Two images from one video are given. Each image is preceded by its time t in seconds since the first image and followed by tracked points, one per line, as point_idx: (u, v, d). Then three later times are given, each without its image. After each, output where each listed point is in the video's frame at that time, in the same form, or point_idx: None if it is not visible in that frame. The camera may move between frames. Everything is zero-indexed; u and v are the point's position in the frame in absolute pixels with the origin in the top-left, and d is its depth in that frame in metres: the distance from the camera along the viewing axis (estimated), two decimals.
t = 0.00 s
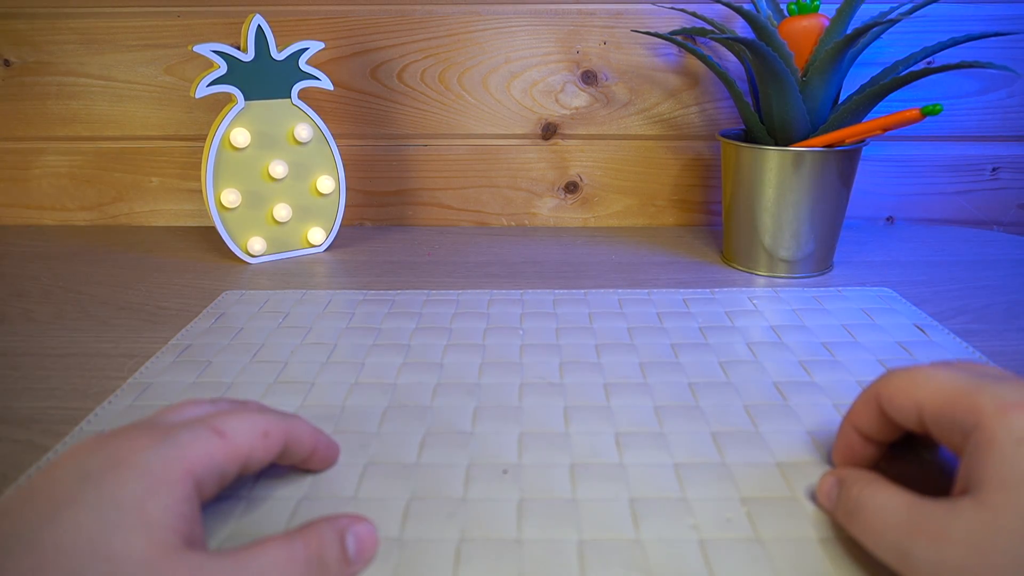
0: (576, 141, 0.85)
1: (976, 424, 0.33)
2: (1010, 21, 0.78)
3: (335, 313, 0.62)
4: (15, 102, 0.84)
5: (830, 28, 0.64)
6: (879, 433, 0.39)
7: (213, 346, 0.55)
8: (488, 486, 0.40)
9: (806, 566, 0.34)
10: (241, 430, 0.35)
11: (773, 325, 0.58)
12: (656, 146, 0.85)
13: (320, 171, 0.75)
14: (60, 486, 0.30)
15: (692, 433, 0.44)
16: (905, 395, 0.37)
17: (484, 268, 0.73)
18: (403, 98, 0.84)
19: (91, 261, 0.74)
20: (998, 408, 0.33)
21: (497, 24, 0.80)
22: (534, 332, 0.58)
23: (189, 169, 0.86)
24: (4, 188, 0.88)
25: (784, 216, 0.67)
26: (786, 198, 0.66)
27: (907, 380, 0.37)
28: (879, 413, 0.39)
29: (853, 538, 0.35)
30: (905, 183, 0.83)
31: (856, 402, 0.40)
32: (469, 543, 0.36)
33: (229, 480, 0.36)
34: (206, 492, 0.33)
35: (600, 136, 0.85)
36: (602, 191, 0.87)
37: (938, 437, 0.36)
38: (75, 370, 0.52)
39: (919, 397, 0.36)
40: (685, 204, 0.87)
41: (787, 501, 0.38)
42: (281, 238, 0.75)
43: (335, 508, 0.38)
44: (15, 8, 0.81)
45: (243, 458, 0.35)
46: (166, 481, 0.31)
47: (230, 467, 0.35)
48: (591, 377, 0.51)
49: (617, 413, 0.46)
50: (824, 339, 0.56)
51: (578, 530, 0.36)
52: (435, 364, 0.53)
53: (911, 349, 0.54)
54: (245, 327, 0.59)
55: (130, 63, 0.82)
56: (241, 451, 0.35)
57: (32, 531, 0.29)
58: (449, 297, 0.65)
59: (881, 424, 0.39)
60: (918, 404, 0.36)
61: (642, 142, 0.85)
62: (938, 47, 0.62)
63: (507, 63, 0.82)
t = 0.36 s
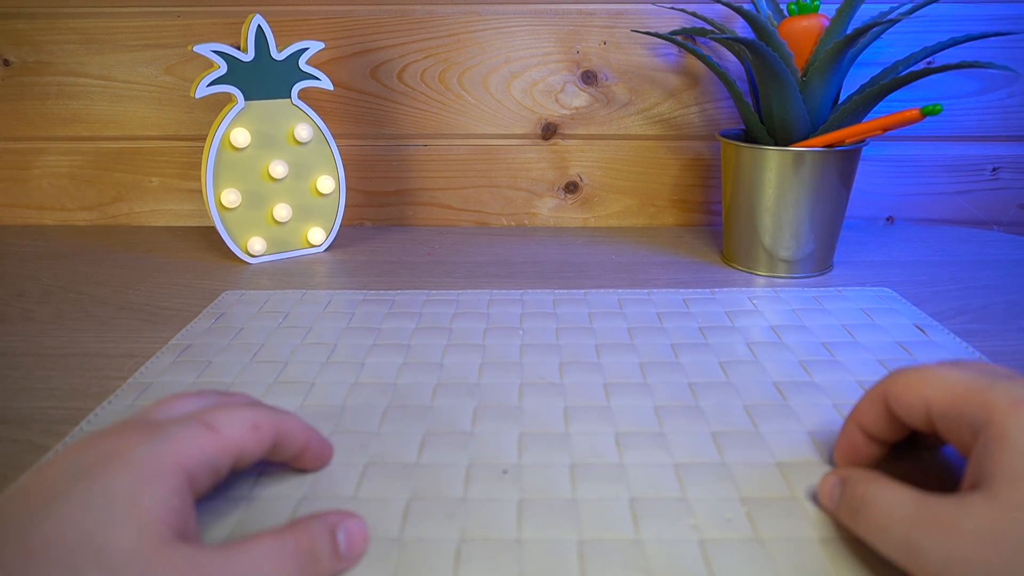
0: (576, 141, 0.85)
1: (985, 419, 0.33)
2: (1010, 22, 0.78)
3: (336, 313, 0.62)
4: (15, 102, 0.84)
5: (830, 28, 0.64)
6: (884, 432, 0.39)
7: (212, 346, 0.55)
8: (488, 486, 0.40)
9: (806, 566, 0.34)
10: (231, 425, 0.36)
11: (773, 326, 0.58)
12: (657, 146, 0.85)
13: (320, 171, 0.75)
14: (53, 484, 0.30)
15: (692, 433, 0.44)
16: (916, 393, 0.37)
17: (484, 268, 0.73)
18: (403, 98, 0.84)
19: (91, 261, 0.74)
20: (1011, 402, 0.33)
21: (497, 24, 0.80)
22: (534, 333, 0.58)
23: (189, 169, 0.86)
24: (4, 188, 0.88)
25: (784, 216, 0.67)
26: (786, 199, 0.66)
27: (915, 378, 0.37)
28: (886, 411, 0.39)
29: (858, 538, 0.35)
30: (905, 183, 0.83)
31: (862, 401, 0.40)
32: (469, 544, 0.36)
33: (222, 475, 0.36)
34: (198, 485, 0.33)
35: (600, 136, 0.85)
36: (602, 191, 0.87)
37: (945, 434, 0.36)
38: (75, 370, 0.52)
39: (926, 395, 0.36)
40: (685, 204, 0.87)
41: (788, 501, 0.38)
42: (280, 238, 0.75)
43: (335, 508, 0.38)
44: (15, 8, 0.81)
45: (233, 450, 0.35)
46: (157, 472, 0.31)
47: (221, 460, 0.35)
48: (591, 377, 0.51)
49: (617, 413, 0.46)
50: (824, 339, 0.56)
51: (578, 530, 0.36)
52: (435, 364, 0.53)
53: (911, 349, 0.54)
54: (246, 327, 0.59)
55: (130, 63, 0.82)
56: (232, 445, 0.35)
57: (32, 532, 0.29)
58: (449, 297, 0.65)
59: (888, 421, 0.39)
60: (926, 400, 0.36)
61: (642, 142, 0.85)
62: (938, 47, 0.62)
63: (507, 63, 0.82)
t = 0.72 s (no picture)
0: (576, 141, 0.85)
1: (991, 421, 0.33)
2: (1010, 22, 0.78)
3: (336, 313, 0.62)
4: (15, 102, 0.84)
5: (831, 28, 0.64)
6: (886, 432, 0.39)
7: (212, 346, 0.55)
8: (488, 487, 0.40)
9: (807, 567, 0.34)
10: (198, 410, 0.36)
11: (773, 326, 0.58)
12: (656, 146, 0.85)
13: (320, 171, 0.75)
14: (51, 484, 0.30)
15: (692, 433, 0.44)
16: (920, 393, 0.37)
17: (484, 268, 0.73)
18: (403, 98, 0.83)
19: (91, 261, 0.74)
20: (1016, 403, 0.33)
21: (497, 24, 0.80)
22: (534, 332, 0.58)
23: (189, 169, 0.86)
24: (4, 188, 0.88)
25: (784, 216, 0.67)
26: (786, 199, 0.66)
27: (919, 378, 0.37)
28: (888, 411, 0.39)
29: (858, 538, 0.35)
30: (905, 183, 0.83)
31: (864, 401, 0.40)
32: (469, 543, 0.36)
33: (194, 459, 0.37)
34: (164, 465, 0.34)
35: (600, 136, 0.85)
36: (602, 191, 0.87)
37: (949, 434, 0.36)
38: (74, 370, 0.52)
39: (930, 395, 0.36)
40: (685, 204, 0.87)
41: (788, 501, 0.38)
42: (280, 238, 0.75)
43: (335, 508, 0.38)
44: (15, 7, 0.81)
45: (201, 433, 0.36)
46: (119, 451, 0.32)
47: (187, 441, 0.35)
48: (592, 377, 0.51)
49: (617, 413, 0.46)
50: (825, 339, 0.56)
51: (578, 530, 0.36)
52: (435, 364, 0.53)
53: (911, 349, 0.54)
54: (245, 327, 0.59)
55: (129, 63, 0.82)
56: (199, 427, 0.36)
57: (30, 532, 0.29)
58: (449, 297, 0.65)
59: (892, 421, 0.39)
60: (931, 400, 0.36)
61: (642, 142, 0.85)
62: (938, 47, 0.62)
63: (507, 63, 0.82)
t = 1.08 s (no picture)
0: (576, 141, 0.85)
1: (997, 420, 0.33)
2: (1010, 22, 0.78)
3: (336, 313, 0.62)
4: (15, 102, 0.84)
5: (830, 28, 0.64)
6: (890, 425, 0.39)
7: (212, 346, 0.55)
8: (488, 487, 0.40)
9: (808, 567, 0.34)
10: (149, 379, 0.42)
11: (773, 326, 0.58)
12: (656, 146, 0.85)
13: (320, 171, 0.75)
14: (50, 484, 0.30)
15: (692, 432, 0.44)
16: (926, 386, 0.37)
17: (484, 268, 0.73)
18: (403, 98, 0.84)
19: (91, 261, 0.74)
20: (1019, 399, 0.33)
21: (497, 24, 0.80)
22: (535, 332, 0.58)
23: (189, 169, 0.86)
24: (4, 188, 0.88)
25: (784, 216, 0.67)
26: (785, 199, 0.66)
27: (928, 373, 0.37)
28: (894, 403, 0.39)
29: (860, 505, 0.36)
30: (904, 183, 0.83)
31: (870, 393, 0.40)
32: (469, 543, 0.36)
33: (171, 425, 0.43)
34: (141, 431, 0.40)
35: (600, 136, 0.85)
36: (602, 191, 0.87)
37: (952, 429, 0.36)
38: (74, 370, 0.52)
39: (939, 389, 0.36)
40: (685, 204, 0.87)
41: (788, 501, 0.38)
42: (280, 238, 0.75)
43: (336, 508, 0.38)
44: (15, 7, 0.81)
45: (163, 394, 0.42)
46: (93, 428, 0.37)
47: (154, 405, 0.41)
48: (592, 377, 0.51)
49: (617, 413, 0.46)
50: (825, 339, 0.56)
51: (579, 529, 0.36)
52: (435, 364, 0.53)
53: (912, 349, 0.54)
54: (245, 327, 0.59)
55: (130, 63, 0.82)
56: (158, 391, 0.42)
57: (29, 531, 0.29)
58: (449, 298, 0.65)
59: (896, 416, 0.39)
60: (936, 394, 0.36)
61: (642, 142, 0.85)
62: (938, 47, 0.62)
63: (507, 63, 0.82)
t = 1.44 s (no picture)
0: (576, 141, 0.85)
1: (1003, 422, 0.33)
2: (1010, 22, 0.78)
3: (336, 312, 0.62)
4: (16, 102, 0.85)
5: (830, 28, 0.64)
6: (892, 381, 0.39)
7: (212, 345, 0.55)
8: (489, 486, 0.40)
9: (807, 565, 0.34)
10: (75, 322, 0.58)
11: (773, 325, 0.59)
12: (656, 146, 0.85)
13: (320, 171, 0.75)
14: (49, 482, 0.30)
15: (691, 431, 0.44)
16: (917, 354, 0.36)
17: (484, 268, 0.73)
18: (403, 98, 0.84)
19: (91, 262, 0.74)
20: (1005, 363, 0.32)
21: (497, 24, 0.80)
22: (534, 332, 0.58)
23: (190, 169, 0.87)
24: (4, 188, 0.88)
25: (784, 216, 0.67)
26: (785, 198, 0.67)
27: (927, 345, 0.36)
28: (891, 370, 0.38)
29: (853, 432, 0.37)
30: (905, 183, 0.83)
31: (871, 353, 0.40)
32: (468, 541, 0.36)
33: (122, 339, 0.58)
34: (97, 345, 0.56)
35: (600, 136, 0.85)
36: (602, 191, 0.87)
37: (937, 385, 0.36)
38: (75, 370, 0.52)
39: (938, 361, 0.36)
40: (685, 204, 0.87)
41: (788, 498, 0.39)
42: (280, 238, 0.76)
43: (335, 506, 0.38)
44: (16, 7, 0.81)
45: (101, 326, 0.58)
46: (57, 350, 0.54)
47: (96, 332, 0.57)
48: (592, 376, 0.51)
49: (616, 413, 0.46)
50: (825, 338, 0.56)
51: (579, 527, 0.36)
52: (435, 364, 0.53)
53: (911, 349, 0.54)
54: (246, 326, 0.59)
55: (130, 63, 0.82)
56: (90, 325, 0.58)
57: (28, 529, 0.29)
58: (449, 297, 0.65)
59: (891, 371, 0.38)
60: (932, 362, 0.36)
61: (642, 142, 0.85)
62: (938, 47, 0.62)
63: (507, 63, 0.82)
